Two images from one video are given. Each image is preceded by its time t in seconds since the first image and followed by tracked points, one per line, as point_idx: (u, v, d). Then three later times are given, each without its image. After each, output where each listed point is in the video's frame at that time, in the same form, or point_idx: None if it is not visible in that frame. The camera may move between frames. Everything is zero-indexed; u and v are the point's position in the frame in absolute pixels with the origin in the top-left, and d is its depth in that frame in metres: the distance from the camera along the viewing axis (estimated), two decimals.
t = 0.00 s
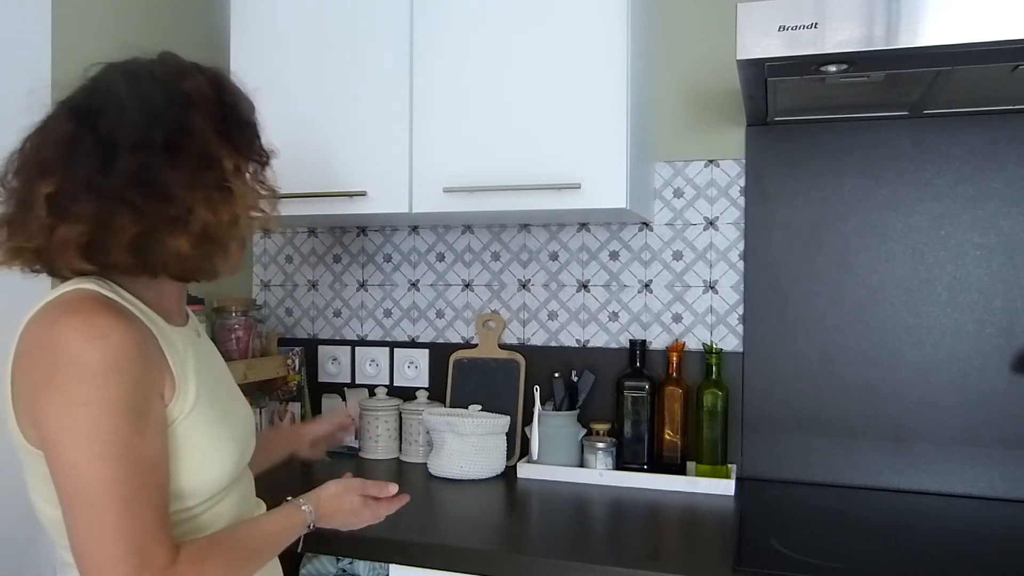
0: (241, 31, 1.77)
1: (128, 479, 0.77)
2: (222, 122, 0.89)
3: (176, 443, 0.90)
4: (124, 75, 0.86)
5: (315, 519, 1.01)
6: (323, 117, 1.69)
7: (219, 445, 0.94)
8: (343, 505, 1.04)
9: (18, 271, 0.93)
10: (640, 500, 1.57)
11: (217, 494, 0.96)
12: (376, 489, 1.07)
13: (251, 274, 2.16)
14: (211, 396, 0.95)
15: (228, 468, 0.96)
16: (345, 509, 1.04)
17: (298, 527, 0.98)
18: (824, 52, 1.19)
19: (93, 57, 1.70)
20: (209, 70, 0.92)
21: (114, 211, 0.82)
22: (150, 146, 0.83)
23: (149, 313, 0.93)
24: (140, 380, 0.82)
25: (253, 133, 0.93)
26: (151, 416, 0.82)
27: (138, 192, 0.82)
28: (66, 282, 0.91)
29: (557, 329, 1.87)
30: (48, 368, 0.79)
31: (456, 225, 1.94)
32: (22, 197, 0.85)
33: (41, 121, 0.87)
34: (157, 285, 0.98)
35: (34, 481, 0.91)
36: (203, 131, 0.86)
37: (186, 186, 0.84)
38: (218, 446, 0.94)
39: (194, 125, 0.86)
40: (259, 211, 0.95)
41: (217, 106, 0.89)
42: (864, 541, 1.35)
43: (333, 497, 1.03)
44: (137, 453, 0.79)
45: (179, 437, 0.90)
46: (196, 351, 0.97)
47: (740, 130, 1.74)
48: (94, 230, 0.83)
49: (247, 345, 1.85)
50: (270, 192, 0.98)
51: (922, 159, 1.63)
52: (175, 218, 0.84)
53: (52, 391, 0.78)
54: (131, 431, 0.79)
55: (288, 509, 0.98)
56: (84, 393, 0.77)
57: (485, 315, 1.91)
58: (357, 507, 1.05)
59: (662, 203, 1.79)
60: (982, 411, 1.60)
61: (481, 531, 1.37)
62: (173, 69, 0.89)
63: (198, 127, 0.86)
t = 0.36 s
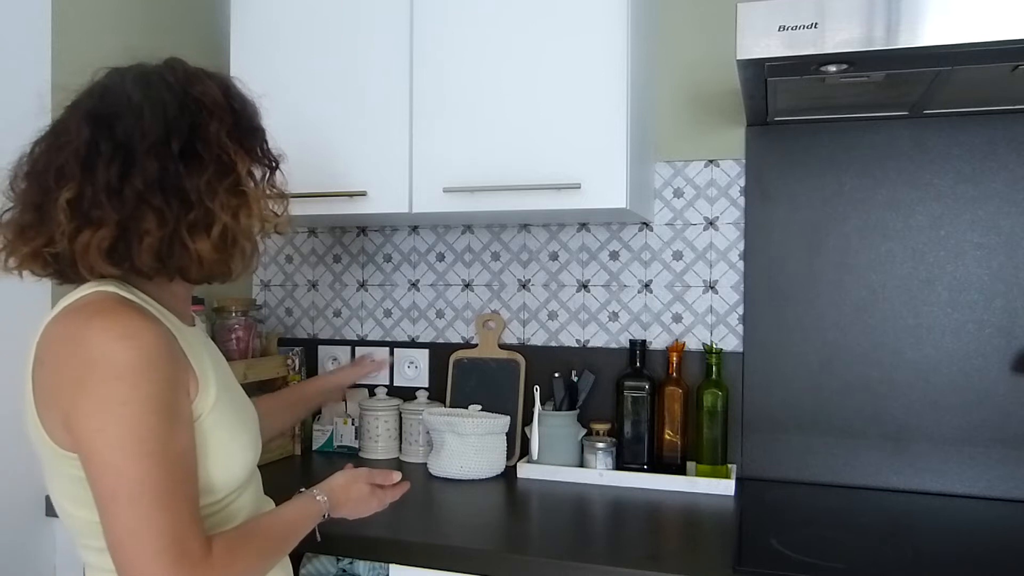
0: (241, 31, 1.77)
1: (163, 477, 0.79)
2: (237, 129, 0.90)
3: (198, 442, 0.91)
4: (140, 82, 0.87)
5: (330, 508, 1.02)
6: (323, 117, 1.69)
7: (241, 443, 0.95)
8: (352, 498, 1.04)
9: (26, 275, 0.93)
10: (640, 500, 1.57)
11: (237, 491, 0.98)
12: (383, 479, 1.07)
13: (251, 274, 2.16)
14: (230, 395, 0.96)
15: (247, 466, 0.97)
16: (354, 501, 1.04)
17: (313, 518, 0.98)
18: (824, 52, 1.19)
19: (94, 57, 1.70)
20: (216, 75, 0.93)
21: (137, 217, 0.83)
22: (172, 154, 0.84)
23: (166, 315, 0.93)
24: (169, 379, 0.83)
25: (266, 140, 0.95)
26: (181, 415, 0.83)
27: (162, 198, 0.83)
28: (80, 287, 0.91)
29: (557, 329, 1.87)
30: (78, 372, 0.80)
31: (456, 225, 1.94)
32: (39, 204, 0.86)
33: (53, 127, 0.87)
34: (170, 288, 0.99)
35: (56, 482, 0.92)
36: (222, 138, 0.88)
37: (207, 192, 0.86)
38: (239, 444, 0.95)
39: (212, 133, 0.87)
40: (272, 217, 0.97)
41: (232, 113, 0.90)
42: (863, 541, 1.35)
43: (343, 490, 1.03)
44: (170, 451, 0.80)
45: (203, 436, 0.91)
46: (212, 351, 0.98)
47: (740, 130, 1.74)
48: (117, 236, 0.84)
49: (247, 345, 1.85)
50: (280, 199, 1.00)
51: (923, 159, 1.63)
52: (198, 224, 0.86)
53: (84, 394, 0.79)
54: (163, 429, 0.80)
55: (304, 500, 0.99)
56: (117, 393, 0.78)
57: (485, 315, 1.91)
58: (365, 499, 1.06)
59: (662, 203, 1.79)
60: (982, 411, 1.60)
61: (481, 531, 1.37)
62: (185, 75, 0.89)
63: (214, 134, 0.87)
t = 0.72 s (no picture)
0: (241, 30, 1.77)
1: (163, 478, 0.79)
2: (239, 127, 0.90)
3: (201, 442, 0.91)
4: (142, 82, 0.87)
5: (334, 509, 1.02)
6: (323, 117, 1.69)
7: (244, 443, 0.95)
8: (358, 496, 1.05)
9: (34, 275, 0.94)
10: (640, 500, 1.57)
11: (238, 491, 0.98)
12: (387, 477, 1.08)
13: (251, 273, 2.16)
14: (234, 394, 0.96)
15: (251, 466, 0.97)
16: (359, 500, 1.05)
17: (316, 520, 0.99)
18: (824, 52, 1.19)
19: (94, 57, 1.70)
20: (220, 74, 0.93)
21: (138, 217, 0.83)
22: (173, 153, 0.84)
23: (171, 315, 0.94)
24: (172, 381, 0.83)
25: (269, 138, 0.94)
26: (182, 415, 0.83)
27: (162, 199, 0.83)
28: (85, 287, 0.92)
29: (557, 329, 1.87)
30: (79, 373, 0.80)
31: (456, 225, 1.94)
32: (43, 205, 0.86)
33: (59, 128, 0.88)
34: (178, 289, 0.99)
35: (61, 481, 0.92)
36: (223, 138, 0.87)
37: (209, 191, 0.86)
38: (242, 445, 0.95)
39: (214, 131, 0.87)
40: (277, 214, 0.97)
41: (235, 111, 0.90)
42: (863, 541, 1.35)
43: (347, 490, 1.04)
44: (170, 451, 0.80)
45: (205, 437, 0.91)
46: (217, 351, 0.98)
47: (740, 130, 1.74)
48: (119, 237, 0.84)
49: (247, 345, 1.85)
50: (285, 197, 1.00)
51: (923, 159, 1.63)
52: (199, 223, 0.85)
53: (85, 394, 0.79)
54: (164, 430, 0.80)
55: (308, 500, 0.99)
56: (119, 395, 0.78)
57: (485, 315, 1.91)
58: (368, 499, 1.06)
59: (662, 203, 1.79)
60: (982, 410, 1.60)
61: (481, 531, 1.37)
62: (188, 75, 0.89)
63: (216, 133, 0.87)
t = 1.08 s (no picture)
0: (241, 30, 1.77)
1: (162, 479, 0.79)
2: (224, 124, 0.89)
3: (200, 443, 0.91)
4: (130, 81, 0.87)
5: (332, 515, 1.01)
6: (324, 116, 1.69)
7: (244, 444, 0.96)
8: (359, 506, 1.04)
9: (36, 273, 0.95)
10: (640, 500, 1.57)
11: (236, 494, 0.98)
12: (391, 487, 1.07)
13: (251, 273, 2.16)
14: (234, 396, 0.96)
15: (250, 468, 0.98)
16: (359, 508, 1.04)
17: (313, 525, 0.98)
18: (824, 52, 1.19)
19: (94, 57, 1.70)
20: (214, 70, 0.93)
21: (116, 217, 0.84)
22: (151, 152, 0.84)
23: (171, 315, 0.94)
24: (173, 381, 0.83)
25: (258, 137, 0.93)
26: (182, 416, 0.83)
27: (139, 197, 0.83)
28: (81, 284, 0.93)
29: (557, 329, 1.87)
30: (81, 373, 0.80)
31: (456, 225, 1.94)
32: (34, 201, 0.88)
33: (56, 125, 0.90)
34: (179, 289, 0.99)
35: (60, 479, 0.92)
36: (203, 137, 0.86)
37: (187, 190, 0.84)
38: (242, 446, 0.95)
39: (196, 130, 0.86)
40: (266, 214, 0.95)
41: (220, 109, 0.89)
42: (863, 541, 1.35)
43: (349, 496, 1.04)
44: (169, 452, 0.80)
45: (204, 437, 0.91)
46: (217, 351, 0.98)
47: (740, 130, 1.74)
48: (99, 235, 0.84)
49: (247, 345, 1.85)
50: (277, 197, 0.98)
51: (923, 159, 1.63)
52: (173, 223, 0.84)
53: (86, 393, 0.79)
54: (164, 431, 0.80)
55: (307, 505, 0.98)
56: (120, 396, 0.79)
57: (485, 315, 1.91)
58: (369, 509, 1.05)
59: (662, 203, 1.79)
60: (982, 410, 1.60)
61: (481, 532, 1.37)
62: (177, 73, 0.89)
63: (195, 132, 0.86)
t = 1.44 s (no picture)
0: (241, 29, 1.77)
1: (106, 453, 0.82)
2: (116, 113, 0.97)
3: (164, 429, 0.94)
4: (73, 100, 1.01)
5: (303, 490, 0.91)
6: (324, 116, 1.69)
7: (217, 433, 0.99)
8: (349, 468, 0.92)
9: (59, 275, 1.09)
10: (640, 500, 1.57)
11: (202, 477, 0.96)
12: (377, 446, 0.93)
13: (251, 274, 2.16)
14: (209, 388, 0.99)
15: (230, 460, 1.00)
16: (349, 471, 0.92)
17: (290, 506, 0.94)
18: (824, 52, 1.19)
19: (94, 57, 1.70)
20: (139, 63, 1.00)
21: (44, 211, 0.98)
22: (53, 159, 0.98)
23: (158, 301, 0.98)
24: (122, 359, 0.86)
25: (160, 119, 0.98)
26: (136, 397, 0.87)
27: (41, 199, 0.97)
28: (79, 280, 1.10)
29: (557, 329, 1.87)
30: (46, 350, 0.85)
31: (456, 225, 1.94)
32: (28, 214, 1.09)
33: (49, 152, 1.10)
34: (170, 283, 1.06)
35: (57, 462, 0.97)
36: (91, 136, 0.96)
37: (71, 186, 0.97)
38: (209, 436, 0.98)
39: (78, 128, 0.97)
40: (180, 191, 0.99)
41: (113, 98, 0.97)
42: (863, 541, 1.35)
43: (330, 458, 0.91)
44: (108, 422, 0.83)
45: (172, 424, 0.94)
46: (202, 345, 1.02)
47: (740, 130, 1.74)
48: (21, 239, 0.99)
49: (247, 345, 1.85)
50: (212, 176, 1.00)
51: (923, 159, 1.63)
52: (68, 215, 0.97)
53: (48, 369, 0.83)
54: (115, 407, 0.84)
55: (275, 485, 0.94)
56: (76, 372, 0.82)
57: (485, 315, 1.91)
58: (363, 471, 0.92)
59: (662, 203, 1.79)
60: (982, 410, 1.60)
61: (481, 531, 1.37)
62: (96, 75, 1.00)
63: (85, 134, 0.97)
